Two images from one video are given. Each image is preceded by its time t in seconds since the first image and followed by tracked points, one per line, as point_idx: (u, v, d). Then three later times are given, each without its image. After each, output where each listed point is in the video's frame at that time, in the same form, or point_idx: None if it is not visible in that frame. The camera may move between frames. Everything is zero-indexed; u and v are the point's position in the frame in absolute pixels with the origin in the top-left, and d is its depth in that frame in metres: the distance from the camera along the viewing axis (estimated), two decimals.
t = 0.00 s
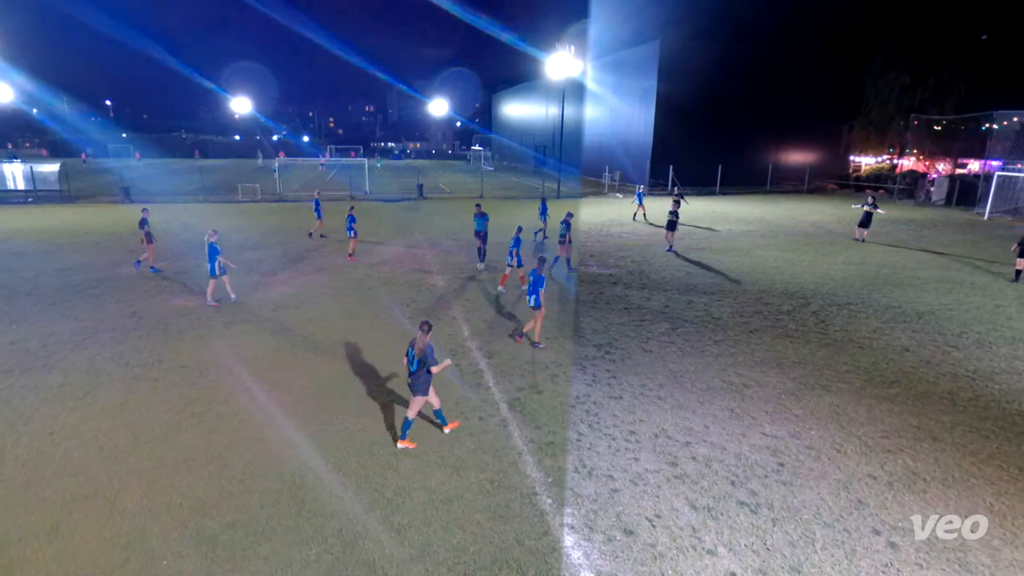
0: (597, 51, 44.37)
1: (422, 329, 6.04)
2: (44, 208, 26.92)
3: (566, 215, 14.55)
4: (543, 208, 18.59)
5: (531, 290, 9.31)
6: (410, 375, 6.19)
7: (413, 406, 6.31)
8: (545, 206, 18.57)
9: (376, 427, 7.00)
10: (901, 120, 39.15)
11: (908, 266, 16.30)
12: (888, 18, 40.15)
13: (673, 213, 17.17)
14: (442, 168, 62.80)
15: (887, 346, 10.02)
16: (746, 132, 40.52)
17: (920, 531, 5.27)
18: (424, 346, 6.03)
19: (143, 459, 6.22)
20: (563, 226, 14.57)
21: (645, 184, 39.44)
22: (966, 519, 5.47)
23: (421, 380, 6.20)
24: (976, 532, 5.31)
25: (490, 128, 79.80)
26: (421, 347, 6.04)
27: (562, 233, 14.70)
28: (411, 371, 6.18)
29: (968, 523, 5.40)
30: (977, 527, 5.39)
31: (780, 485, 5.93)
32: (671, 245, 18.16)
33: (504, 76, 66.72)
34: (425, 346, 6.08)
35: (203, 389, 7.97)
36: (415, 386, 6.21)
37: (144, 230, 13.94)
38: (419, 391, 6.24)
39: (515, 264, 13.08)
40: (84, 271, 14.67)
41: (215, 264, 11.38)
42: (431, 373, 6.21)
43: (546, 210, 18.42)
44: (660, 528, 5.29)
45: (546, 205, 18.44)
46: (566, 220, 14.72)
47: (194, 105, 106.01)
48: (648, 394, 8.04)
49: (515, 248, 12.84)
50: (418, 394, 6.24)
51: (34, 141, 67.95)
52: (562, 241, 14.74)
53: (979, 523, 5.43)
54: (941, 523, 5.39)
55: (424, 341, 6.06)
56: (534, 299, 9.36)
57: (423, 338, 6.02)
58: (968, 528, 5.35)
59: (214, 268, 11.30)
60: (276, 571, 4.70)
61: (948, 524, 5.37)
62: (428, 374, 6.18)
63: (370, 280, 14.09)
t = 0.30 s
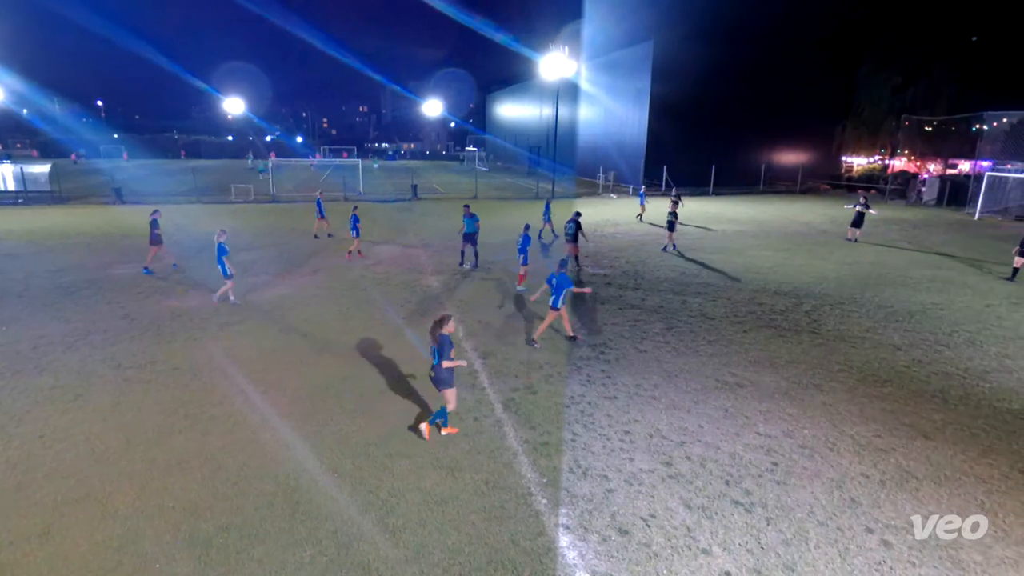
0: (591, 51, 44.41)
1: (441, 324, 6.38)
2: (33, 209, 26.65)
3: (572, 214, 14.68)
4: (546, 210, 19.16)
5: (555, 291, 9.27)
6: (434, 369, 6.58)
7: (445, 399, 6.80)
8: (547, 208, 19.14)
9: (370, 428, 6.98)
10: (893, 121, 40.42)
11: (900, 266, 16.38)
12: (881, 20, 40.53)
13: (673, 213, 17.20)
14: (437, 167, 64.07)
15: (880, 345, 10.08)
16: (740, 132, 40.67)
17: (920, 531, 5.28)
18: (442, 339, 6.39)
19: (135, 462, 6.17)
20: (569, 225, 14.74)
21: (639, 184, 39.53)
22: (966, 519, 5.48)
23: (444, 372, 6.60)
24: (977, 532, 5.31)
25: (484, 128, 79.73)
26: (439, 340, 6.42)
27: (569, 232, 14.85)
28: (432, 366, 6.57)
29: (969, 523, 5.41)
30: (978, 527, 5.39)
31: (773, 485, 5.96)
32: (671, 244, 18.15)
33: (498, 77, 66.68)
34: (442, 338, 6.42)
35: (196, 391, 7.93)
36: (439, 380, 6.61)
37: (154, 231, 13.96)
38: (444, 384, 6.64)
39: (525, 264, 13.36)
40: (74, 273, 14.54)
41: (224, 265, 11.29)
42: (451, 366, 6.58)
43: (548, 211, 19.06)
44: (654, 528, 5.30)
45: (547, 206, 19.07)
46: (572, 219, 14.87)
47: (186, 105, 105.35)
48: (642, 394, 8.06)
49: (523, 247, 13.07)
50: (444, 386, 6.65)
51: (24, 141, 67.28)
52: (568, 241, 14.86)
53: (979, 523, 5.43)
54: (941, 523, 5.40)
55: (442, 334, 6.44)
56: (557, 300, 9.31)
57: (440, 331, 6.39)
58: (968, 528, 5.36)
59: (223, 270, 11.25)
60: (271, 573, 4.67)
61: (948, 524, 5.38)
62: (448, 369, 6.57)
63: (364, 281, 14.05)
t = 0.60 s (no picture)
0: (584, 52, 44.46)
1: (458, 324, 6.40)
2: (23, 210, 26.42)
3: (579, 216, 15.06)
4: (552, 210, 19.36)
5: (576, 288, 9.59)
6: (450, 367, 6.55)
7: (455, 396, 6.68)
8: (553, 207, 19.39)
9: (364, 430, 6.95)
10: (883, 121, 41.07)
11: (892, 266, 16.50)
12: (872, 21, 40.89)
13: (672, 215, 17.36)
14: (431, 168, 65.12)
15: (872, 345, 10.14)
16: (733, 132, 40.85)
17: (919, 531, 5.29)
18: (462, 337, 6.40)
19: (127, 465, 6.12)
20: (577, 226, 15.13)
21: (633, 185, 39.66)
22: (967, 519, 5.49)
23: (460, 373, 6.57)
24: (976, 532, 5.32)
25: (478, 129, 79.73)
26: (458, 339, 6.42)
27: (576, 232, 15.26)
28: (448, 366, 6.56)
29: (969, 523, 5.42)
30: (978, 527, 5.40)
31: (767, 484, 5.98)
32: (672, 243, 18.36)
33: (492, 77, 66.69)
34: (460, 336, 6.43)
35: (188, 393, 7.88)
36: (457, 380, 6.57)
37: (164, 229, 14.12)
38: (463, 384, 6.60)
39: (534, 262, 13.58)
40: (64, 274, 14.41)
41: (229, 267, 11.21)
42: (468, 367, 6.56)
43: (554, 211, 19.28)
44: (649, 527, 5.31)
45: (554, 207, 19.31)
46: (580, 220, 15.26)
47: (178, 105, 104.81)
48: (637, 394, 8.07)
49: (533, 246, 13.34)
50: (463, 386, 6.60)
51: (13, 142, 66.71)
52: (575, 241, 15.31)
53: (979, 523, 5.44)
54: (941, 523, 5.41)
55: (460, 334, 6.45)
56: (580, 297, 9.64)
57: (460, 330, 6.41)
58: (968, 528, 5.36)
59: (228, 271, 11.21)
60: None
61: (948, 524, 5.39)
62: (464, 369, 6.56)
63: (358, 282, 14.01)
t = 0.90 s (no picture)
0: (574, 52, 44.53)
1: (478, 319, 6.50)
2: (8, 210, 26.07)
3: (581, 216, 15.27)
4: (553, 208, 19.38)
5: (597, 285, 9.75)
6: (471, 363, 6.56)
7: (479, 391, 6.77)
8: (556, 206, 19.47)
9: (356, 430, 6.94)
10: (870, 121, 41.34)
11: (879, 265, 16.62)
12: (858, 21, 41.32)
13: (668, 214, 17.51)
14: (421, 167, 64.82)
15: (860, 342, 10.24)
16: (723, 132, 41.11)
17: (916, 530, 5.31)
18: (481, 333, 6.43)
19: (115, 468, 6.05)
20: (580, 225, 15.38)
21: (623, 184, 39.80)
22: (967, 519, 5.49)
23: (481, 368, 6.60)
24: (977, 532, 5.32)
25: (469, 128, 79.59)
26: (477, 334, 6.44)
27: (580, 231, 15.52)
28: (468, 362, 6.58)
29: (968, 523, 5.42)
30: (978, 526, 5.40)
31: (757, 481, 6.03)
32: (666, 244, 18.59)
33: (482, 77, 66.68)
34: (478, 332, 6.49)
35: (177, 395, 7.80)
36: (476, 374, 6.61)
37: (172, 231, 14.39)
38: (480, 379, 6.65)
39: (539, 258, 13.79)
40: (50, 276, 14.24)
41: (231, 268, 11.14)
42: (488, 363, 6.57)
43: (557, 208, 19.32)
44: (641, 525, 5.33)
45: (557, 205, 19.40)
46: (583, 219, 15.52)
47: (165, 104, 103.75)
48: (628, 393, 8.10)
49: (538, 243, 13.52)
50: (479, 380, 6.65)
51: None
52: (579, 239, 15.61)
53: (980, 523, 5.44)
54: (941, 524, 5.40)
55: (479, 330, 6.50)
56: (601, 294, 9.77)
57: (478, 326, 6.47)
58: (968, 528, 5.37)
59: (231, 273, 11.12)
60: None
61: (948, 525, 5.39)
62: (484, 365, 6.57)
63: (349, 282, 13.94)
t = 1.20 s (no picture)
0: (561, 50, 44.56)
1: (491, 318, 6.60)
2: None
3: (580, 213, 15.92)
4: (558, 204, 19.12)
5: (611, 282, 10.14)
6: (486, 359, 6.72)
7: (484, 389, 6.83)
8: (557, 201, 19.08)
9: (345, 429, 6.91)
10: (854, 120, 41.84)
11: (863, 261, 16.84)
12: (842, 20, 41.77)
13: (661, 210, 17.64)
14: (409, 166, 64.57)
15: (845, 338, 10.37)
16: (709, 130, 41.38)
17: (916, 530, 5.29)
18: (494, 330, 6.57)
19: (99, 471, 5.97)
20: (579, 221, 15.99)
21: (611, 182, 39.93)
22: (967, 519, 5.47)
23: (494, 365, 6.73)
24: (977, 532, 5.31)
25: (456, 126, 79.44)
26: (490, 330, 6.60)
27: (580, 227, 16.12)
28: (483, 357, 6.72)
29: (968, 523, 5.41)
30: (978, 527, 5.39)
31: (745, 476, 6.09)
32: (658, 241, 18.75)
33: (470, 75, 66.57)
34: (493, 330, 6.62)
35: (162, 396, 7.71)
36: (487, 369, 6.73)
37: (173, 228, 14.33)
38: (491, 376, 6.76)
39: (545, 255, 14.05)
40: (32, 276, 14.01)
41: (229, 268, 11.05)
42: (502, 359, 6.72)
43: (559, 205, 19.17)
44: (630, 522, 5.36)
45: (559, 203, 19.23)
46: (580, 215, 16.12)
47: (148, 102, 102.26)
48: (617, 390, 8.14)
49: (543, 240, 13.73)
50: (490, 376, 6.75)
51: None
52: (579, 234, 16.17)
53: (979, 523, 5.43)
54: (941, 523, 5.39)
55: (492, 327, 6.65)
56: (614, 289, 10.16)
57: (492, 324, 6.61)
58: (968, 528, 5.35)
59: (229, 272, 11.00)
60: None
61: (949, 525, 5.38)
62: (498, 360, 6.72)
63: (336, 281, 13.87)
